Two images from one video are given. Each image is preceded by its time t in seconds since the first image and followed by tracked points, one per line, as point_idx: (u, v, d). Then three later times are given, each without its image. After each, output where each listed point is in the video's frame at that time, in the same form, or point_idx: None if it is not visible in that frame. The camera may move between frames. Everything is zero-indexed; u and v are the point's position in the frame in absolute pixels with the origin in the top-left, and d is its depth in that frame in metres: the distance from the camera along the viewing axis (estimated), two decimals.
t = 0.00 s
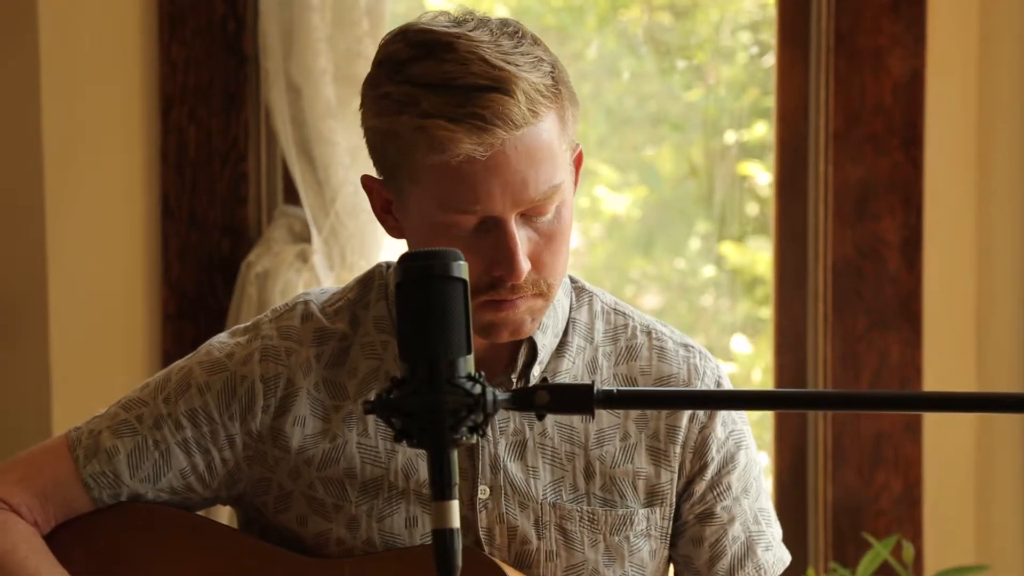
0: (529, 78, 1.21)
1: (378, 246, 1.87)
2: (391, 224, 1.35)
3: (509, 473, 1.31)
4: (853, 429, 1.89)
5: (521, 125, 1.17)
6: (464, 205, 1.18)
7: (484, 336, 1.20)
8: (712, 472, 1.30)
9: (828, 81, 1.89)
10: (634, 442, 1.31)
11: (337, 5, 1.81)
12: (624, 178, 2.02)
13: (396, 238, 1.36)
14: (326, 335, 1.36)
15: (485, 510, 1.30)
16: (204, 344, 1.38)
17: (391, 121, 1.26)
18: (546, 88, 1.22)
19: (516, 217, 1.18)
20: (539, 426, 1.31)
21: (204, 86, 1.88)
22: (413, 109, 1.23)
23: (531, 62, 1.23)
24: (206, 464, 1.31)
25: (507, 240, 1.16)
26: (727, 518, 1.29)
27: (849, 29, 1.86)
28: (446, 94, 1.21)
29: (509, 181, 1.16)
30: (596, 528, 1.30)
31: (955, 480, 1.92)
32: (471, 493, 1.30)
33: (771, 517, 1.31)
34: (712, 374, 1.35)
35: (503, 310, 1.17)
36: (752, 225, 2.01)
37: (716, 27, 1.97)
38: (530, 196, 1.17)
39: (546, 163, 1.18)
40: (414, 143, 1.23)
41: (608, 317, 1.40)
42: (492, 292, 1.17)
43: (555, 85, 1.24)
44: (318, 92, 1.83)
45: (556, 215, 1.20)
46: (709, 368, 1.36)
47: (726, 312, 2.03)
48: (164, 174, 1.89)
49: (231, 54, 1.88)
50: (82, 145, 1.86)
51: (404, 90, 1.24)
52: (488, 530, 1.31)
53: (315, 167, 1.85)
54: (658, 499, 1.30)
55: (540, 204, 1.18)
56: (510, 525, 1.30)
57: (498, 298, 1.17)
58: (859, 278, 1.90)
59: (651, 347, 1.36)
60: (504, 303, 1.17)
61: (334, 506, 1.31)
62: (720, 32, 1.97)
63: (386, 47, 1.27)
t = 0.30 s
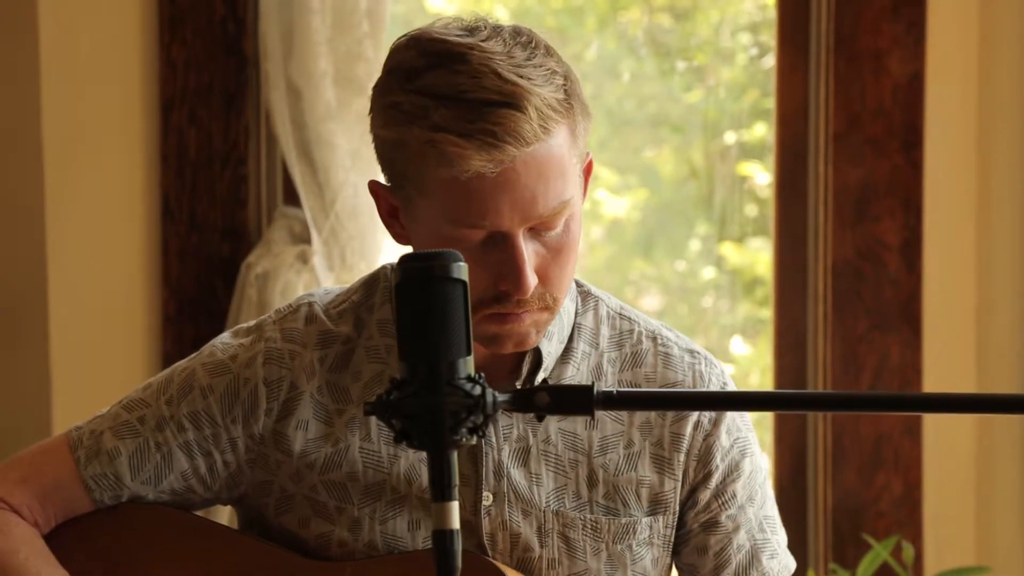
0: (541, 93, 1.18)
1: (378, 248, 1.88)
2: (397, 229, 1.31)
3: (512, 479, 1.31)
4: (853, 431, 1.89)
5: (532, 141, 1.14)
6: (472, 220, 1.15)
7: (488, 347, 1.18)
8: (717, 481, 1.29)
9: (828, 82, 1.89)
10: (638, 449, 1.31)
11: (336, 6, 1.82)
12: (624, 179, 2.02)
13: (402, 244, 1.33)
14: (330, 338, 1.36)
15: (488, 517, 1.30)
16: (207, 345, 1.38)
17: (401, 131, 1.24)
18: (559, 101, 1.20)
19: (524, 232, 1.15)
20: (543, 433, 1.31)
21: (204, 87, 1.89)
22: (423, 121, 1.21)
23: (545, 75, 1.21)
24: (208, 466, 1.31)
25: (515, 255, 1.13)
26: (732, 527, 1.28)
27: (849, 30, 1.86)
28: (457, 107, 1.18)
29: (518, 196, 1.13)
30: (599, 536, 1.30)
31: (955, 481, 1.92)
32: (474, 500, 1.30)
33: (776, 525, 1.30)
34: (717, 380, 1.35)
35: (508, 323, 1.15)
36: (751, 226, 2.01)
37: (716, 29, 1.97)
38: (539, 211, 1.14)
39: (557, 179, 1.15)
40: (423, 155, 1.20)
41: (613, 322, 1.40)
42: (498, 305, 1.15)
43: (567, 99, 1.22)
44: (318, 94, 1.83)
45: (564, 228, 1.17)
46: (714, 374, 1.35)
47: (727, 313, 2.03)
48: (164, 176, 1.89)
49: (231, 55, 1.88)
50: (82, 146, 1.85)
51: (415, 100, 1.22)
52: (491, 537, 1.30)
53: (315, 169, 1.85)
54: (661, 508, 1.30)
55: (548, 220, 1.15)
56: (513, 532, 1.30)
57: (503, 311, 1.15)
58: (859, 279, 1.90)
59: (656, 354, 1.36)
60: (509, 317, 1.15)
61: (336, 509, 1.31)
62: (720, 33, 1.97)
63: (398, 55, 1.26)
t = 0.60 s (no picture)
0: (556, 109, 1.18)
1: (378, 246, 1.89)
2: (409, 232, 1.31)
3: (520, 480, 1.31)
4: (852, 429, 1.90)
5: (545, 158, 1.14)
6: (482, 232, 1.15)
7: (497, 354, 1.19)
8: (721, 486, 1.30)
9: (827, 81, 1.89)
10: (646, 452, 1.32)
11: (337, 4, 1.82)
12: (624, 177, 2.02)
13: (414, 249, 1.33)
14: (340, 335, 1.37)
15: (495, 517, 1.30)
16: (215, 339, 1.38)
17: (416, 140, 1.24)
18: (574, 116, 1.19)
19: (535, 246, 1.15)
20: (552, 434, 1.32)
21: (204, 86, 1.89)
22: (438, 132, 1.21)
23: (562, 89, 1.21)
24: (215, 461, 1.32)
25: (524, 269, 1.13)
26: (733, 534, 1.28)
27: (848, 29, 1.87)
28: (472, 120, 1.18)
29: (529, 211, 1.14)
30: (606, 538, 1.30)
31: (955, 479, 1.92)
32: (482, 499, 1.30)
33: (778, 531, 1.30)
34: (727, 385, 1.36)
35: (516, 333, 1.16)
36: (751, 224, 2.01)
37: (716, 27, 1.98)
38: (550, 226, 1.14)
39: (569, 195, 1.15)
40: (437, 166, 1.20)
41: (624, 325, 1.41)
42: (506, 316, 1.15)
43: (583, 113, 1.21)
44: (318, 92, 1.83)
45: (575, 242, 1.17)
46: (724, 378, 1.37)
47: (726, 310, 2.03)
48: (165, 174, 1.90)
49: (231, 54, 1.89)
50: (83, 145, 1.86)
51: (430, 111, 1.22)
52: (497, 536, 1.30)
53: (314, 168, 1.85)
54: (667, 510, 1.31)
55: (559, 234, 1.15)
56: (520, 532, 1.30)
57: (511, 322, 1.15)
58: (859, 277, 1.91)
59: (666, 357, 1.37)
60: (518, 328, 1.16)
61: (343, 505, 1.32)
62: (720, 32, 1.98)
63: (415, 63, 1.26)
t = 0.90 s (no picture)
0: (568, 88, 1.16)
1: (377, 213, 1.88)
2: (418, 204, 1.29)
3: (520, 450, 1.30)
4: (852, 395, 1.91)
5: (554, 138, 1.12)
6: (489, 209, 1.14)
7: (501, 327, 1.20)
8: (713, 464, 1.31)
9: (827, 48, 1.88)
10: (645, 426, 1.32)
11: None
12: (623, 145, 2.01)
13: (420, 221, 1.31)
14: (342, 302, 1.36)
15: (495, 486, 1.30)
16: (218, 305, 1.37)
17: (426, 114, 1.22)
18: (586, 96, 1.17)
19: (541, 224, 1.14)
20: (553, 405, 1.32)
21: (203, 53, 1.88)
22: (449, 106, 1.19)
23: (576, 68, 1.19)
24: (216, 428, 1.32)
25: (529, 247, 1.13)
26: (718, 511, 1.31)
27: None
28: (483, 97, 1.16)
29: (537, 188, 1.13)
30: (603, 509, 1.30)
31: (954, 445, 1.93)
32: (482, 468, 1.30)
33: (759, 509, 1.34)
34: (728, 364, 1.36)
35: (520, 308, 1.17)
36: (751, 190, 2.00)
37: None
38: (558, 205, 1.13)
39: (578, 173, 1.14)
40: (446, 140, 1.19)
41: (627, 300, 1.40)
42: (511, 291, 1.16)
43: (595, 93, 1.19)
44: (316, 59, 1.82)
45: (582, 220, 1.16)
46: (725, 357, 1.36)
47: (726, 277, 2.03)
48: (162, 142, 1.89)
49: (227, 21, 1.88)
50: (80, 111, 1.85)
51: (443, 86, 1.20)
52: (496, 505, 1.30)
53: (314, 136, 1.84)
54: (664, 483, 1.32)
55: (566, 213, 1.14)
56: (518, 502, 1.30)
57: (515, 297, 1.16)
58: (859, 243, 1.90)
59: (668, 333, 1.37)
60: (523, 303, 1.17)
61: (344, 472, 1.32)
62: None
63: (429, 36, 1.24)
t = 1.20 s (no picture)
0: (547, 42, 1.14)
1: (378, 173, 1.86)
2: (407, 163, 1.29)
3: (517, 407, 1.30)
4: (851, 355, 1.91)
5: (532, 91, 1.11)
6: (471, 166, 1.13)
7: (490, 284, 1.20)
8: (711, 420, 1.31)
9: (828, 8, 1.87)
10: (643, 383, 1.32)
11: None
12: (623, 105, 2.01)
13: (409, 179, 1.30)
14: (340, 261, 1.35)
15: (493, 444, 1.30)
16: (217, 264, 1.37)
17: (406, 72, 1.19)
18: (565, 49, 1.15)
19: (525, 179, 1.13)
20: (550, 362, 1.32)
21: (201, 12, 1.86)
22: (427, 64, 1.17)
23: (554, 21, 1.17)
24: (216, 385, 1.32)
25: (514, 202, 1.13)
26: (717, 467, 1.32)
27: None
28: (461, 53, 1.14)
29: (518, 143, 1.12)
30: (602, 467, 1.30)
31: (951, 405, 1.93)
32: (480, 426, 1.30)
33: (759, 466, 1.34)
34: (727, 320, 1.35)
35: (508, 265, 1.17)
36: (751, 151, 1.99)
37: None
38: (540, 159, 1.12)
39: (558, 127, 1.13)
40: (426, 98, 1.17)
41: (625, 257, 1.39)
42: (498, 247, 1.16)
43: (575, 47, 1.18)
44: (314, 18, 1.80)
45: (567, 174, 1.15)
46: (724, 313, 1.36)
47: (725, 238, 2.02)
48: (160, 101, 1.88)
49: None
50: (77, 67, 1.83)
51: (422, 43, 1.17)
52: (495, 463, 1.30)
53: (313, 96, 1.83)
54: (662, 441, 1.31)
55: (550, 166, 1.13)
56: (517, 459, 1.30)
57: (504, 253, 1.16)
58: (859, 203, 1.89)
59: (667, 290, 1.36)
60: (511, 260, 1.16)
61: (343, 429, 1.32)
62: None
63: None
